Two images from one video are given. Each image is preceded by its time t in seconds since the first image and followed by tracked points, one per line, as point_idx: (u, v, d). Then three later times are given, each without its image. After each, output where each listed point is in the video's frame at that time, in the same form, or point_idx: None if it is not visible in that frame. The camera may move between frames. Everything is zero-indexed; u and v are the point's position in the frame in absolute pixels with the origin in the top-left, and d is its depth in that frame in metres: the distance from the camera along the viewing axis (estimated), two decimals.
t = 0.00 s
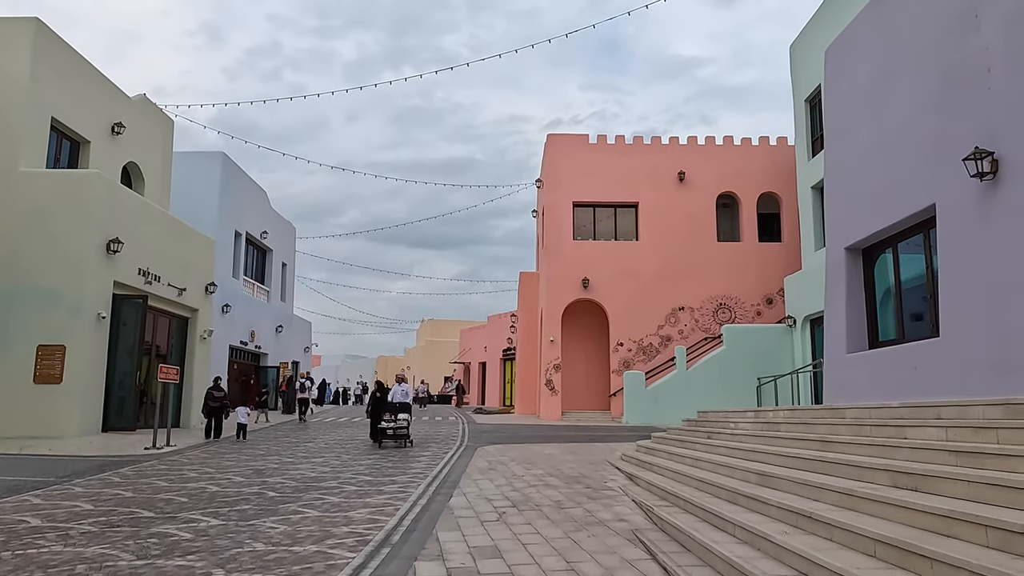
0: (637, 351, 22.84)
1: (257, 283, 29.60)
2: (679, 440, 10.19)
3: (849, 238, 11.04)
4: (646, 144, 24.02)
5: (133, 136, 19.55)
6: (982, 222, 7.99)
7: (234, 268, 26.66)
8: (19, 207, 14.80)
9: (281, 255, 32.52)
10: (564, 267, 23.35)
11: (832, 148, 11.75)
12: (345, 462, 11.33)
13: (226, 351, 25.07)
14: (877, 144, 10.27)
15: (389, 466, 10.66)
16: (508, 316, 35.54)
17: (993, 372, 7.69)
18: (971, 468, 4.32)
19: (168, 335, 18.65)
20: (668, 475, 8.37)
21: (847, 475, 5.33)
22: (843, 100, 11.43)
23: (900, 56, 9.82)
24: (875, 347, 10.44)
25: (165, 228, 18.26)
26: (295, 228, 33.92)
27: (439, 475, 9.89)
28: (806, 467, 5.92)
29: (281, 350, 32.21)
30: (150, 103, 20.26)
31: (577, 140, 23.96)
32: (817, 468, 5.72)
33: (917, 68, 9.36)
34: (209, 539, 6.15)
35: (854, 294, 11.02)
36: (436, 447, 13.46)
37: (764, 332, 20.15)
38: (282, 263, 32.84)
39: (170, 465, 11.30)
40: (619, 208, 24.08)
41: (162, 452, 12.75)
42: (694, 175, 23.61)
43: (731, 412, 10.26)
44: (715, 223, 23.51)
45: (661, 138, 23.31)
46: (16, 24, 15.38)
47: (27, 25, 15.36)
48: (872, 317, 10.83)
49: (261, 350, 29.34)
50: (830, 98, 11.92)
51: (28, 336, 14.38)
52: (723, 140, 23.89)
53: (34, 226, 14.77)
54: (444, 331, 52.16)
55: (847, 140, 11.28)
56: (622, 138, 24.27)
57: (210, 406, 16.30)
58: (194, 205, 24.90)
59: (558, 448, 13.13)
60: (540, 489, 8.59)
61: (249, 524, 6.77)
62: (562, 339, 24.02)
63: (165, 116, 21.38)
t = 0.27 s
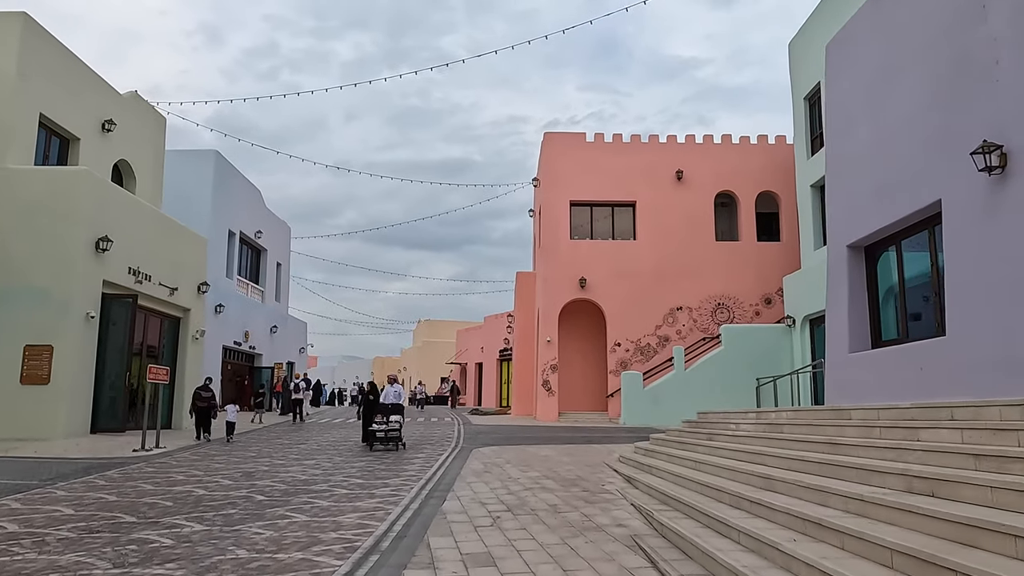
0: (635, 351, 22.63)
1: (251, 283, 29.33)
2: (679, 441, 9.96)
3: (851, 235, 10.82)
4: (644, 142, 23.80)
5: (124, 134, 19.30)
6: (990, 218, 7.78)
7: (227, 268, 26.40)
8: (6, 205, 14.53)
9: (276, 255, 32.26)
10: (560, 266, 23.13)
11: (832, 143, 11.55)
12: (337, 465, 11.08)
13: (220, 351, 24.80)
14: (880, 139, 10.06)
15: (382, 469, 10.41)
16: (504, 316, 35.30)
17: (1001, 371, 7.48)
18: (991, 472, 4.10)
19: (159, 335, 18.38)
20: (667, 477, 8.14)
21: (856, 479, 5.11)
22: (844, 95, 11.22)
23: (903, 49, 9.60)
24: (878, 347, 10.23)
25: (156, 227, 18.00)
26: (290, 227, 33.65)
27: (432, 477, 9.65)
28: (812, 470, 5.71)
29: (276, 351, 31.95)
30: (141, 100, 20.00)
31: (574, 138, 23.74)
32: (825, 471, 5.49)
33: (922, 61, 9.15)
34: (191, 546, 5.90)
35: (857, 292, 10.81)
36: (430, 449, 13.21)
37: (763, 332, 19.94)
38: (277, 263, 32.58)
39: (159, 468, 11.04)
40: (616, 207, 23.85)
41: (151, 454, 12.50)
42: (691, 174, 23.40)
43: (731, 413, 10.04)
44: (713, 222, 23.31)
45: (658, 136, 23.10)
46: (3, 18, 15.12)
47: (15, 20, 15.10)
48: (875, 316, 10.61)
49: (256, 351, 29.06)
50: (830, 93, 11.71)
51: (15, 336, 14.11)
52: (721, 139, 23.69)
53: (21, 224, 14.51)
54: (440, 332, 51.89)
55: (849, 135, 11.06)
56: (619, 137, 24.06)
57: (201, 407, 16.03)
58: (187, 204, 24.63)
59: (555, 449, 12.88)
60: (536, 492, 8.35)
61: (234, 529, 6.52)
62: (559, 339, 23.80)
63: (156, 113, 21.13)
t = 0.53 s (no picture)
0: (634, 348, 22.40)
1: (246, 280, 29.04)
2: (680, 439, 9.74)
3: (857, 228, 10.58)
4: (643, 136, 23.54)
5: (116, 127, 19.00)
6: (1002, 208, 7.55)
7: (222, 264, 26.13)
8: None
9: (272, 251, 31.98)
10: (559, 261, 22.89)
11: (838, 134, 11.30)
12: (331, 463, 10.82)
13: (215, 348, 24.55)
14: (888, 129, 9.82)
15: (377, 468, 10.15)
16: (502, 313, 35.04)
17: (1014, 366, 7.25)
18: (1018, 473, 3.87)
19: (151, 332, 18.15)
20: (669, 476, 7.91)
21: (872, 480, 4.88)
22: (850, 84, 10.98)
23: (912, 36, 9.36)
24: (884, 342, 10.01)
25: (148, 222, 17.72)
26: (286, 223, 33.38)
27: (428, 476, 9.41)
28: (825, 470, 5.47)
29: (272, 348, 31.67)
30: (132, 93, 19.70)
31: (572, 132, 23.48)
32: (838, 471, 5.25)
33: (931, 48, 8.92)
34: (175, 549, 5.65)
35: (862, 287, 10.58)
36: (426, 448, 12.96)
37: (764, 328, 19.70)
38: (273, 260, 32.30)
39: (148, 467, 10.79)
40: (615, 201, 23.61)
41: (142, 453, 12.24)
42: (691, 168, 23.15)
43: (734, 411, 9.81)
44: (713, 217, 23.07)
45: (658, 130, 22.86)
46: None
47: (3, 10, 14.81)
48: (880, 311, 10.39)
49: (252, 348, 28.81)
50: (835, 83, 11.47)
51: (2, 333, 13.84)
52: (721, 133, 23.43)
53: (9, 219, 14.22)
54: (438, 329, 51.66)
55: (854, 125, 10.83)
56: (619, 131, 23.79)
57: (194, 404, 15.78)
58: (180, 199, 24.33)
59: (554, 447, 12.65)
60: (535, 491, 8.12)
61: (221, 532, 6.26)
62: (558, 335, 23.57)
63: (148, 107, 20.84)
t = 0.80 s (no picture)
0: (632, 344, 22.16)
1: (240, 275, 28.72)
2: (680, 438, 9.49)
3: (861, 221, 10.33)
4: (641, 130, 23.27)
5: (106, 120, 18.68)
6: (1015, 200, 7.30)
7: (215, 259, 25.82)
8: None
9: (266, 247, 31.67)
10: (556, 257, 22.63)
11: (842, 125, 11.05)
12: (321, 462, 10.55)
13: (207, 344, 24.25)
14: (894, 120, 9.57)
15: (368, 467, 9.88)
16: (499, 309, 34.79)
17: None
18: None
19: (141, 328, 17.84)
20: (669, 477, 7.67)
21: (889, 483, 4.64)
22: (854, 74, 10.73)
23: (920, 23, 9.10)
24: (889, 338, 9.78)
25: (138, 215, 17.40)
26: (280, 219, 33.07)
27: (421, 476, 9.15)
28: (836, 472, 5.22)
29: (266, 344, 31.38)
30: (122, 86, 19.37)
31: (569, 126, 23.21)
32: (851, 473, 5.01)
33: (939, 35, 8.66)
34: (152, 554, 5.38)
35: (867, 282, 10.34)
36: (420, 446, 12.71)
37: (764, 325, 19.46)
38: (267, 255, 31.98)
39: (134, 466, 10.51)
40: (613, 196, 23.34)
41: (129, 451, 11.97)
42: (690, 163, 22.90)
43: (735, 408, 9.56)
44: (712, 212, 22.82)
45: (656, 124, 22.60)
46: None
47: None
48: (885, 306, 10.15)
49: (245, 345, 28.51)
50: (839, 73, 11.21)
51: None
52: (720, 127, 23.17)
53: None
54: (434, 326, 51.41)
55: (858, 117, 10.58)
56: (616, 125, 23.52)
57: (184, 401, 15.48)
58: (172, 194, 24.00)
59: (551, 445, 12.40)
60: (531, 492, 7.86)
61: (203, 535, 5.99)
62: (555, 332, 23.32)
63: (139, 100, 20.50)
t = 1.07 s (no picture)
0: (628, 339, 21.92)
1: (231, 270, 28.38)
2: (678, 433, 9.25)
3: (864, 211, 10.09)
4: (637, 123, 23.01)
5: (92, 110, 18.33)
6: None
7: (206, 253, 25.49)
8: None
9: (258, 240, 31.32)
10: (551, 251, 22.36)
11: (843, 114, 10.80)
12: (309, 459, 10.27)
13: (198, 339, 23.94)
14: (897, 107, 9.33)
15: (357, 464, 9.61)
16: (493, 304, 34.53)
17: None
18: None
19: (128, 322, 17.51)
20: (667, 473, 7.42)
21: (904, 481, 4.40)
22: (855, 61, 10.49)
23: (924, 8, 8.87)
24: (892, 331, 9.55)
25: (125, 208, 17.06)
26: (272, 213, 32.73)
27: (411, 473, 8.88)
28: (846, 469, 4.98)
29: (258, 339, 31.05)
30: (109, 75, 19.01)
31: (564, 118, 22.93)
32: (863, 470, 4.77)
33: (945, 19, 8.42)
34: (124, 556, 5.10)
35: (869, 274, 10.11)
36: (411, 442, 12.45)
37: (761, 319, 19.23)
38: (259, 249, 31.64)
39: (116, 462, 10.22)
40: (609, 190, 23.09)
41: (113, 447, 11.67)
42: (686, 156, 22.65)
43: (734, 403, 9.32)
44: (709, 205, 22.58)
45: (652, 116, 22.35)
46: None
47: None
48: (888, 299, 9.93)
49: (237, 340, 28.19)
50: (840, 60, 10.96)
51: None
52: (717, 120, 22.92)
53: None
54: (428, 321, 51.14)
55: (860, 105, 10.34)
56: (612, 117, 23.25)
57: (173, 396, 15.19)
58: (161, 187, 23.64)
59: (545, 441, 12.14)
60: (524, 489, 7.60)
61: (180, 536, 5.71)
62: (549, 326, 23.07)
63: (127, 90, 20.14)
